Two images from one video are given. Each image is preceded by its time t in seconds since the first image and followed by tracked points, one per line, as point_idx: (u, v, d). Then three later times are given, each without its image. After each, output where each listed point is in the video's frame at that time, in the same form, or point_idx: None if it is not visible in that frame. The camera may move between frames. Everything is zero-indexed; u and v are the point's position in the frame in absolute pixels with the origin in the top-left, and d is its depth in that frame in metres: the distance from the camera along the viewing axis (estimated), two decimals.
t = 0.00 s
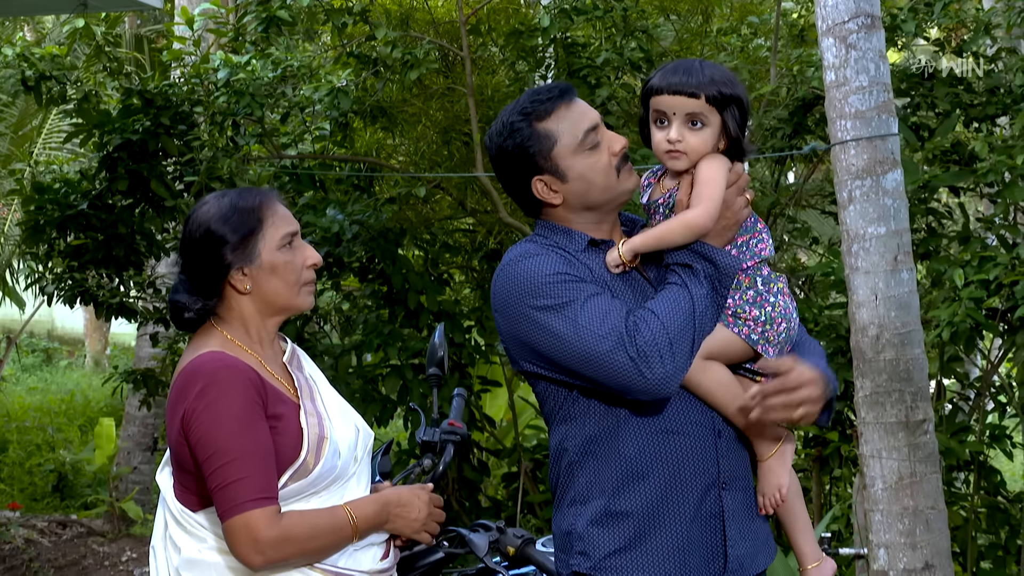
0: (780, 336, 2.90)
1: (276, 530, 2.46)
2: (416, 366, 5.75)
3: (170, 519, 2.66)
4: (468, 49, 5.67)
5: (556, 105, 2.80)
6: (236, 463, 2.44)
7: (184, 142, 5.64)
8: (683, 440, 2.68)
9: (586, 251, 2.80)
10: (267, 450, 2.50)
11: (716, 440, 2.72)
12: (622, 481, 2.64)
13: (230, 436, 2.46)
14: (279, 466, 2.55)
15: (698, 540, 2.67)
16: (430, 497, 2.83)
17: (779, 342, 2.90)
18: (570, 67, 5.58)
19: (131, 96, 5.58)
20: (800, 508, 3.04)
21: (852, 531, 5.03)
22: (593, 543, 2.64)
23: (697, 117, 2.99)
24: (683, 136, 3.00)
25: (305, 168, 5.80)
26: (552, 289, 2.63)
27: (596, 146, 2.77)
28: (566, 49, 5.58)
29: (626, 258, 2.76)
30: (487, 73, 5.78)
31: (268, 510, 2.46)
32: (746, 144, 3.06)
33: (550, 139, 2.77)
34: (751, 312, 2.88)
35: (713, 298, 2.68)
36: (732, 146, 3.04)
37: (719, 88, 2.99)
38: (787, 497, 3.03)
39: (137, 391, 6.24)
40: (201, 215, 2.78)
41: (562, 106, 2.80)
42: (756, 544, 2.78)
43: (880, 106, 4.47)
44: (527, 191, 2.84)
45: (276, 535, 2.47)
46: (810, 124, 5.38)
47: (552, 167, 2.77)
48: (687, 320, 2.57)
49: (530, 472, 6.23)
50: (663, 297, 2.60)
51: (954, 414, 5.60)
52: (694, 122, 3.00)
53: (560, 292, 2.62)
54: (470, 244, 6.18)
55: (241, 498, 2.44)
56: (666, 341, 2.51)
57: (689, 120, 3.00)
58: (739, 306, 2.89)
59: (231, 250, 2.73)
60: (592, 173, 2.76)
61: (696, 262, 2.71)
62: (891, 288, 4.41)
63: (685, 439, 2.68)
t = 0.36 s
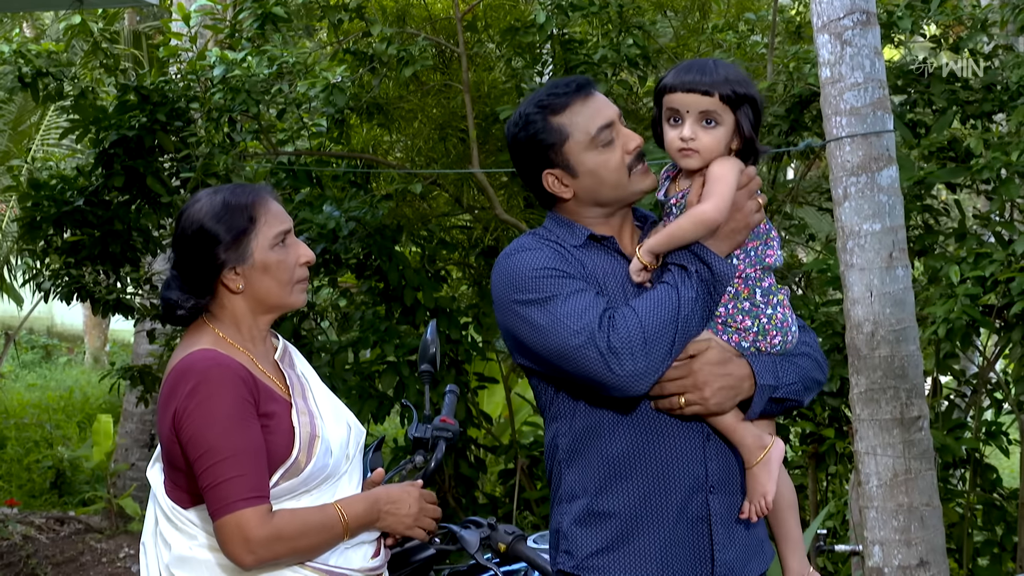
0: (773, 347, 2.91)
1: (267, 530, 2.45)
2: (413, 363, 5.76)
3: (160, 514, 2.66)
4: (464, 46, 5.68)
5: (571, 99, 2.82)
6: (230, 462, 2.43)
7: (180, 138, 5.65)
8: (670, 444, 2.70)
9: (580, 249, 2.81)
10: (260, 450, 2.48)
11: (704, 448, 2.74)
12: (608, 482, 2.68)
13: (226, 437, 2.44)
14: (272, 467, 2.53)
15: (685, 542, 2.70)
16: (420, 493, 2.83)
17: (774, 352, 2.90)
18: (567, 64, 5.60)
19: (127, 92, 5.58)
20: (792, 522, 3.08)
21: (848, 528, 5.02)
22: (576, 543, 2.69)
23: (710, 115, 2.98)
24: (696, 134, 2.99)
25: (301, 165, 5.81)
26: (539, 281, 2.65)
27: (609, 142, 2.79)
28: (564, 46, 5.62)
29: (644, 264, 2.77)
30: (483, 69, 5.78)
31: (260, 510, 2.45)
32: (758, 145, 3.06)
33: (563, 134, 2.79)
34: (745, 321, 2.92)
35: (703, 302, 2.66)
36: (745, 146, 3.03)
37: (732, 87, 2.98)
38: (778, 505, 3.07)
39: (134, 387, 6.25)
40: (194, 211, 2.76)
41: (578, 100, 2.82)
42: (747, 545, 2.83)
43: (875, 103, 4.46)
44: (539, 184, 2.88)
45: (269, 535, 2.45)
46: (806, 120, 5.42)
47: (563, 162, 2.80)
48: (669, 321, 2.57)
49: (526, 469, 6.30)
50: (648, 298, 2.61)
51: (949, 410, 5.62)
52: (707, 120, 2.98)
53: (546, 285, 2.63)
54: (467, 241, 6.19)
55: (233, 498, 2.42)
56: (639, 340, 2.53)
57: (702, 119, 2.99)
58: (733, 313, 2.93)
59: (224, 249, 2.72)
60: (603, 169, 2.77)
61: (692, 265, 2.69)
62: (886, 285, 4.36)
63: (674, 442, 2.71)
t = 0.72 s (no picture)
0: (777, 344, 2.90)
1: (261, 528, 2.45)
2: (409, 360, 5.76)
3: (150, 513, 2.66)
4: (460, 43, 5.68)
5: (585, 91, 2.87)
6: (222, 461, 2.43)
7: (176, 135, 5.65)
8: (665, 443, 2.70)
9: (582, 244, 2.83)
10: (253, 448, 2.48)
11: (700, 444, 2.73)
12: (601, 480, 2.71)
13: (218, 435, 2.44)
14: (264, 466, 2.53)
15: (679, 542, 2.70)
16: (411, 490, 2.83)
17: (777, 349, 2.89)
18: (564, 61, 5.65)
19: (123, 89, 5.59)
20: (807, 526, 3.02)
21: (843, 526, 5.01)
22: (571, 541, 2.74)
23: (744, 110, 2.97)
24: (729, 130, 2.98)
25: (298, 162, 5.81)
26: (528, 274, 2.74)
27: (620, 136, 2.83)
28: (560, 43, 5.66)
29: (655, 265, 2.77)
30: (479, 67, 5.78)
31: (253, 508, 2.45)
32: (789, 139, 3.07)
33: (575, 127, 2.86)
34: (747, 314, 2.89)
35: (681, 312, 2.62)
36: (777, 140, 3.04)
37: (766, 82, 2.97)
38: (789, 509, 3.02)
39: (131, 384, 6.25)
40: (186, 211, 2.72)
41: (592, 93, 2.87)
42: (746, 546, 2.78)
43: (870, 100, 4.43)
44: (555, 178, 2.95)
45: (262, 533, 2.46)
46: (802, 117, 5.42)
47: (576, 154, 2.87)
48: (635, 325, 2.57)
49: (523, 467, 6.27)
50: (622, 300, 2.63)
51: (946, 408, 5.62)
52: (740, 116, 2.98)
53: (532, 278, 2.72)
54: (464, 238, 6.13)
55: (225, 496, 2.42)
56: (598, 340, 2.56)
57: (736, 114, 2.98)
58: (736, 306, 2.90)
59: (216, 250, 2.68)
60: (612, 162, 2.82)
61: (677, 274, 2.65)
62: (882, 282, 4.35)
63: (669, 440, 2.71)
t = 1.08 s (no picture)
0: (781, 343, 2.91)
1: (248, 526, 2.45)
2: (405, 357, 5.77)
3: (138, 510, 2.66)
4: (456, 39, 5.69)
5: (601, 87, 2.87)
6: (211, 459, 2.43)
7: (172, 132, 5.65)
8: (665, 442, 2.68)
9: (585, 243, 2.83)
10: (240, 447, 2.48)
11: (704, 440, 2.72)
12: (601, 479, 2.69)
13: (206, 433, 2.44)
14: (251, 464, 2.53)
15: (676, 544, 2.67)
16: (400, 486, 2.84)
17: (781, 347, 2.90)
18: (561, 58, 5.68)
19: (119, 85, 5.59)
20: (811, 535, 2.89)
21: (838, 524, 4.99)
22: (571, 540, 2.73)
23: (776, 108, 2.97)
24: (762, 128, 2.99)
25: (294, 159, 5.81)
26: (525, 274, 2.75)
27: (635, 133, 2.81)
28: (557, 40, 5.69)
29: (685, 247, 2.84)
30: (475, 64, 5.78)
31: (241, 505, 2.45)
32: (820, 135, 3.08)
33: (590, 122, 2.85)
34: (750, 312, 2.93)
35: (658, 326, 2.56)
36: (809, 138, 3.05)
37: (799, 80, 2.97)
38: (793, 516, 2.91)
39: (127, 380, 6.25)
40: (171, 209, 2.70)
41: (607, 89, 2.87)
42: (748, 548, 2.72)
43: (865, 97, 4.40)
44: (570, 175, 2.94)
45: (250, 530, 2.46)
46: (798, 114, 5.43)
47: (589, 151, 2.86)
48: (606, 337, 2.53)
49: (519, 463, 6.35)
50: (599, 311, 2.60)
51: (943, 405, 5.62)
52: (772, 113, 2.98)
53: (527, 279, 2.73)
54: (461, 235, 6.19)
55: (212, 495, 2.42)
56: (569, 349, 2.54)
57: (769, 112, 2.98)
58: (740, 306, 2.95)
59: (201, 248, 2.67)
60: (625, 160, 2.80)
61: (658, 288, 2.58)
62: (877, 279, 4.33)
63: (669, 439, 2.69)
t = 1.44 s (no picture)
0: (784, 343, 2.89)
1: (233, 524, 2.45)
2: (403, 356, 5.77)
3: (127, 510, 2.66)
4: (453, 39, 5.69)
5: (610, 86, 2.83)
6: (197, 458, 2.43)
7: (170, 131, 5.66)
8: (667, 445, 2.65)
9: (588, 246, 2.81)
10: (226, 445, 2.48)
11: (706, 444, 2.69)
12: (603, 483, 2.66)
13: (191, 433, 2.44)
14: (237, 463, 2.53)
15: (677, 547, 2.63)
16: (389, 485, 2.83)
17: (784, 348, 2.88)
18: (559, 58, 5.69)
19: (116, 85, 5.60)
20: (816, 539, 2.84)
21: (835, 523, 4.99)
22: (574, 544, 2.69)
23: (776, 108, 2.97)
24: (762, 128, 2.99)
25: (291, 158, 5.80)
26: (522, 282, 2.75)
27: (643, 133, 2.78)
28: (555, 40, 5.71)
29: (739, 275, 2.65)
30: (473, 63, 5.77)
31: (227, 504, 2.45)
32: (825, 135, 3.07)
33: (599, 122, 2.81)
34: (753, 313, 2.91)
35: (643, 336, 2.52)
36: (812, 138, 3.04)
37: (800, 80, 2.96)
38: (797, 518, 2.86)
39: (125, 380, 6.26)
40: (157, 209, 2.70)
41: (617, 89, 2.83)
42: (751, 552, 2.68)
43: (862, 96, 4.39)
44: (577, 173, 2.91)
45: (236, 529, 2.46)
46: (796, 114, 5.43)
47: (598, 150, 2.82)
48: (588, 351, 2.51)
49: (518, 462, 6.34)
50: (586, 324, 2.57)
51: (941, 405, 5.62)
52: (773, 113, 2.98)
53: (522, 286, 2.73)
54: (458, 234, 6.19)
55: (197, 493, 2.42)
56: (552, 364, 2.53)
57: (769, 112, 2.98)
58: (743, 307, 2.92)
59: (188, 248, 2.66)
60: (632, 160, 2.77)
61: (642, 298, 2.53)
62: (874, 279, 4.30)
63: (672, 442, 2.65)
